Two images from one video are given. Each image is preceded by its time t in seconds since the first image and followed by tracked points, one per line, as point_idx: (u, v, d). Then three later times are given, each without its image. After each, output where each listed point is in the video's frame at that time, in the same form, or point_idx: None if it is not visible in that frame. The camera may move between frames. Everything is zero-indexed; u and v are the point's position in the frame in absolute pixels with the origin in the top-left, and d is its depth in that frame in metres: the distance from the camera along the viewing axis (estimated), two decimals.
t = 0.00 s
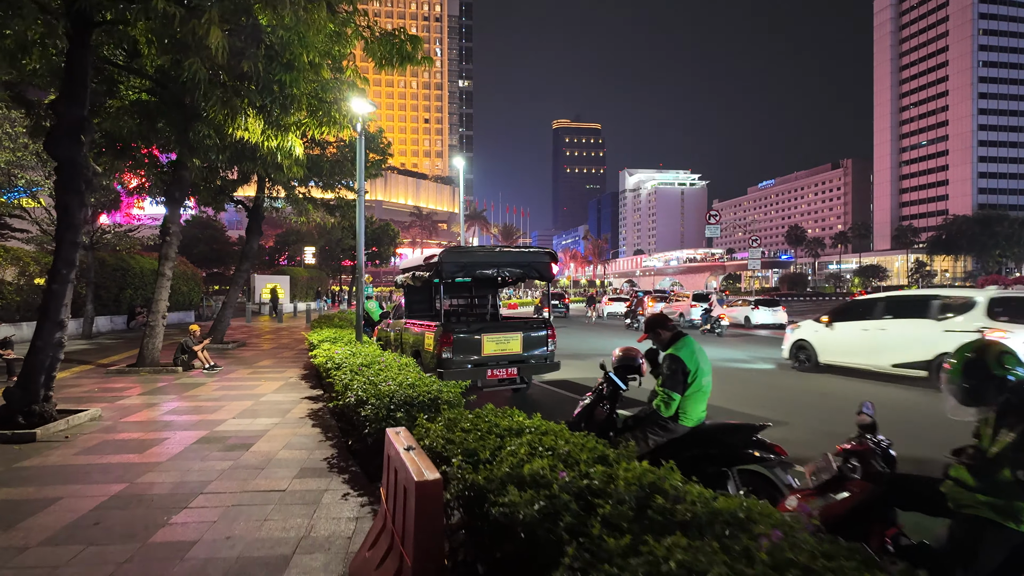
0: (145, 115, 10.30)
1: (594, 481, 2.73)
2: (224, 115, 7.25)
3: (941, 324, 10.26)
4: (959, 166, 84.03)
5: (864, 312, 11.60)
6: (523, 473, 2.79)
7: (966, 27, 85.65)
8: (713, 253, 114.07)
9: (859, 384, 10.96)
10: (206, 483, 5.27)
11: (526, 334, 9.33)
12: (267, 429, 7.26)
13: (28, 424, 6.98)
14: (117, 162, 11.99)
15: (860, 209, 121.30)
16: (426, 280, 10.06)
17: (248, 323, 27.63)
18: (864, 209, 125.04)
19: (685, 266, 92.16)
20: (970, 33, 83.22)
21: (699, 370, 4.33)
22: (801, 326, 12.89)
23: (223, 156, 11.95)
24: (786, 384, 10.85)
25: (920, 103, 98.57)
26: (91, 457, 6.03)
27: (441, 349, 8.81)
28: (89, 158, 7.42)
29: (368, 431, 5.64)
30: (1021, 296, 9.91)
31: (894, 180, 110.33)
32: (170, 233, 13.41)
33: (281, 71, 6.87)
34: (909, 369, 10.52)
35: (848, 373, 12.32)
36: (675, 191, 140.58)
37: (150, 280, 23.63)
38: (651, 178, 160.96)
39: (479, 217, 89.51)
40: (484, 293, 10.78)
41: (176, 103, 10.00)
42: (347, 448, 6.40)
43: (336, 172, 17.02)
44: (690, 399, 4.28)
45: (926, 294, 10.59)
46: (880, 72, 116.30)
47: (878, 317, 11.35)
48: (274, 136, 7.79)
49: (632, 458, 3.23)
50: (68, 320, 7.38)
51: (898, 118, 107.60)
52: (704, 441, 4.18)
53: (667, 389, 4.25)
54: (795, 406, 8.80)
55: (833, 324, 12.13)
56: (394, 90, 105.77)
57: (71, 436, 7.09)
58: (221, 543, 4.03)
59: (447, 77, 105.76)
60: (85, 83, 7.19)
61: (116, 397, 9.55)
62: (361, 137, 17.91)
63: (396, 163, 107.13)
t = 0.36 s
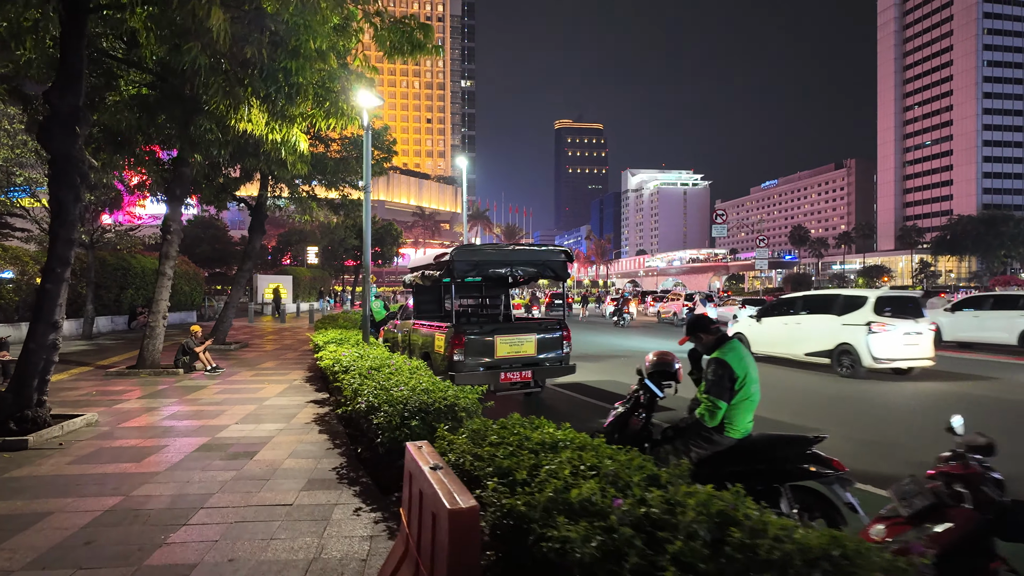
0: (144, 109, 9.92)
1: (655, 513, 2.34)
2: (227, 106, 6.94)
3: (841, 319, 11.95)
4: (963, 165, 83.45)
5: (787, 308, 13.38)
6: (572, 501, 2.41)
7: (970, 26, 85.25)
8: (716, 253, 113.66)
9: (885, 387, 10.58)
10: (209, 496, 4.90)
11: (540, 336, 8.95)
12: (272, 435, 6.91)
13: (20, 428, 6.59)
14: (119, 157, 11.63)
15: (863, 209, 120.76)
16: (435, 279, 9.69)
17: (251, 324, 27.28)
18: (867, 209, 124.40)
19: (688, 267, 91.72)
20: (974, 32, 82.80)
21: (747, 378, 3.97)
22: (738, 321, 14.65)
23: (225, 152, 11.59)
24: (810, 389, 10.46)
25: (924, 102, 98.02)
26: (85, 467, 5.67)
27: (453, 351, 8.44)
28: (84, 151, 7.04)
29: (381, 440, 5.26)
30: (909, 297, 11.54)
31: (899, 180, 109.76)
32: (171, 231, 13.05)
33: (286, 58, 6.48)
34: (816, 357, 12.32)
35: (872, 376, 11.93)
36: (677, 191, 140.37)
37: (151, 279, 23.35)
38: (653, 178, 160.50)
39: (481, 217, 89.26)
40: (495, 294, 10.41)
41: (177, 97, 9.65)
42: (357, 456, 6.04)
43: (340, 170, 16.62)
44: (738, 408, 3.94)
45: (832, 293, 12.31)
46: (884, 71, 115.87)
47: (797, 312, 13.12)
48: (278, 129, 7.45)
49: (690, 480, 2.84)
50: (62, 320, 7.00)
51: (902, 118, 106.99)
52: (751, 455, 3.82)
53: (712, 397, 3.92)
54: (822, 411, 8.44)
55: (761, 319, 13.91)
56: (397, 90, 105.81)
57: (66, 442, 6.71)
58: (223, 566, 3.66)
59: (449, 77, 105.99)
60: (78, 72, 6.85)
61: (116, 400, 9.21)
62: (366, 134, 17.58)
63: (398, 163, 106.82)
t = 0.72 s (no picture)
0: (150, 104, 9.62)
1: (748, 559, 1.98)
2: (236, 96, 6.70)
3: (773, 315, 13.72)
4: (974, 165, 82.53)
5: (731, 306, 15.27)
6: (646, 543, 2.04)
7: (980, 24, 84.39)
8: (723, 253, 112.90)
9: (915, 391, 10.16)
10: (217, 513, 4.55)
11: (560, 339, 8.59)
12: (283, 444, 6.57)
13: (19, 436, 6.27)
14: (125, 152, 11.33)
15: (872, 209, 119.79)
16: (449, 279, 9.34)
17: (257, 323, 26.99)
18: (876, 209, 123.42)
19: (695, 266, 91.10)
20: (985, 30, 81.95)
21: (811, 389, 3.62)
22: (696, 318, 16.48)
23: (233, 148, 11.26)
24: (839, 393, 10.04)
25: (933, 101, 97.11)
26: (87, 478, 5.34)
27: (470, 354, 8.07)
28: (86, 144, 6.73)
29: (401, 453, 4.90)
30: (833, 296, 13.12)
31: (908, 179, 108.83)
32: (176, 230, 12.73)
33: (299, 45, 6.10)
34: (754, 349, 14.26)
35: (900, 380, 11.50)
36: (683, 191, 139.67)
37: (156, 279, 23.08)
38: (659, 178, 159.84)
39: (486, 217, 88.88)
40: (511, 294, 10.07)
41: (182, 91, 9.30)
42: (373, 468, 5.69)
43: (348, 168, 16.26)
44: (802, 421, 3.56)
45: (767, 292, 14.07)
46: (893, 70, 114.97)
47: (739, 309, 15.01)
48: (288, 118, 7.28)
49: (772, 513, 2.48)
50: (64, 323, 6.68)
51: (911, 117, 105.96)
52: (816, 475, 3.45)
53: (775, 410, 3.56)
54: (858, 420, 8.04)
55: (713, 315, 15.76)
56: (402, 90, 105.69)
57: (68, 450, 6.39)
58: None
59: (454, 77, 105.78)
60: (80, 61, 6.53)
61: (120, 404, 8.90)
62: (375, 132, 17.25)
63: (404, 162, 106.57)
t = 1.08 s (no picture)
0: (147, 93, 9.25)
1: None
2: (237, 78, 6.34)
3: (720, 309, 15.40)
4: (981, 161, 81.66)
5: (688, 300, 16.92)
6: None
7: (987, 20, 83.60)
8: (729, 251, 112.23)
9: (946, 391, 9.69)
10: (214, 529, 4.15)
11: (576, 338, 8.18)
12: (286, 449, 6.18)
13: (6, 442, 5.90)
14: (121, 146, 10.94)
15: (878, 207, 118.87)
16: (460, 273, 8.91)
17: (260, 323, 26.62)
18: (882, 207, 122.48)
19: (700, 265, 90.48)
20: (991, 25, 81.17)
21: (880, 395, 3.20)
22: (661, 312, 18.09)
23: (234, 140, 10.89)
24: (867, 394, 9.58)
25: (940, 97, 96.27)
26: (76, 488, 4.96)
27: (483, 354, 7.65)
28: (78, 131, 6.34)
29: (415, 462, 4.51)
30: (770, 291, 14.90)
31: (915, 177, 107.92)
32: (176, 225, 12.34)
33: (303, 24, 5.67)
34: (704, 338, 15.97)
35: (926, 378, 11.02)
36: (688, 189, 139.03)
37: (157, 278, 22.73)
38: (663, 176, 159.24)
39: (490, 216, 88.40)
40: (524, 291, 9.68)
41: (180, 80, 8.89)
42: (384, 477, 5.29)
43: (352, 163, 15.87)
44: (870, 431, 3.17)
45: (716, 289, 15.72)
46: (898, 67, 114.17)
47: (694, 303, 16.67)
48: (291, 104, 6.92)
49: (874, 548, 2.07)
50: (54, 321, 6.31)
51: (917, 114, 105.07)
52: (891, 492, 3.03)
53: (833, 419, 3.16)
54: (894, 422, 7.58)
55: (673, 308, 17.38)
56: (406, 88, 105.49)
57: (58, 456, 6.02)
58: None
59: (457, 75, 105.45)
60: (70, 45, 6.16)
61: (115, 406, 8.53)
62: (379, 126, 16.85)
63: (407, 161, 106.14)
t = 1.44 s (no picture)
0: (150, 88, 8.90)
1: None
2: (242, 71, 6.00)
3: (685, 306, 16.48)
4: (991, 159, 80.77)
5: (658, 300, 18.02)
6: None
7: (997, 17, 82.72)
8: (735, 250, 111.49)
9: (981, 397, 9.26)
10: (221, 556, 3.78)
11: (598, 342, 7.80)
12: (295, 461, 5.83)
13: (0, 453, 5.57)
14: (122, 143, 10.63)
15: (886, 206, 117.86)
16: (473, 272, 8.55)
17: (265, 323, 26.30)
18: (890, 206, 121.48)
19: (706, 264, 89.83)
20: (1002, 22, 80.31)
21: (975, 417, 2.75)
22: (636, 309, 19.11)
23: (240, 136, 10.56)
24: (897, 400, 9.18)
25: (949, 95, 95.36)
26: (72, 507, 4.61)
27: (501, 360, 7.28)
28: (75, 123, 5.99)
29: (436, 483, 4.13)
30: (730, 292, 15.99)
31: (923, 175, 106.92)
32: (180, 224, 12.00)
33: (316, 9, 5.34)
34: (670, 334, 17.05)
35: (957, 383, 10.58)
36: (694, 188, 138.25)
37: (161, 278, 22.44)
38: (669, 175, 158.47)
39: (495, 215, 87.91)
40: (540, 292, 9.33)
41: (184, 73, 8.56)
42: (400, 495, 4.91)
43: (360, 161, 15.54)
44: (965, 456, 2.72)
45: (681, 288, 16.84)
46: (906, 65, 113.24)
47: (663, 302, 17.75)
48: (301, 98, 6.58)
49: None
50: (50, 324, 5.97)
51: (925, 112, 104.08)
52: (996, 529, 2.61)
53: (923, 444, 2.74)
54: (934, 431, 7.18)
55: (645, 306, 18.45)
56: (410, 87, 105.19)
57: (54, 467, 5.69)
58: None
59: (462, 74, 105.00)
60: (66, 34, 5.80)
61: (117, 412, 8.22)
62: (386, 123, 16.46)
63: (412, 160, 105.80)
